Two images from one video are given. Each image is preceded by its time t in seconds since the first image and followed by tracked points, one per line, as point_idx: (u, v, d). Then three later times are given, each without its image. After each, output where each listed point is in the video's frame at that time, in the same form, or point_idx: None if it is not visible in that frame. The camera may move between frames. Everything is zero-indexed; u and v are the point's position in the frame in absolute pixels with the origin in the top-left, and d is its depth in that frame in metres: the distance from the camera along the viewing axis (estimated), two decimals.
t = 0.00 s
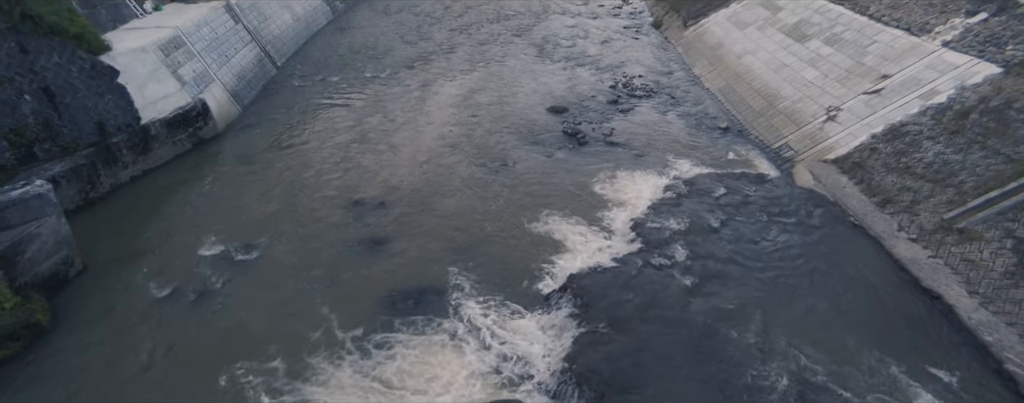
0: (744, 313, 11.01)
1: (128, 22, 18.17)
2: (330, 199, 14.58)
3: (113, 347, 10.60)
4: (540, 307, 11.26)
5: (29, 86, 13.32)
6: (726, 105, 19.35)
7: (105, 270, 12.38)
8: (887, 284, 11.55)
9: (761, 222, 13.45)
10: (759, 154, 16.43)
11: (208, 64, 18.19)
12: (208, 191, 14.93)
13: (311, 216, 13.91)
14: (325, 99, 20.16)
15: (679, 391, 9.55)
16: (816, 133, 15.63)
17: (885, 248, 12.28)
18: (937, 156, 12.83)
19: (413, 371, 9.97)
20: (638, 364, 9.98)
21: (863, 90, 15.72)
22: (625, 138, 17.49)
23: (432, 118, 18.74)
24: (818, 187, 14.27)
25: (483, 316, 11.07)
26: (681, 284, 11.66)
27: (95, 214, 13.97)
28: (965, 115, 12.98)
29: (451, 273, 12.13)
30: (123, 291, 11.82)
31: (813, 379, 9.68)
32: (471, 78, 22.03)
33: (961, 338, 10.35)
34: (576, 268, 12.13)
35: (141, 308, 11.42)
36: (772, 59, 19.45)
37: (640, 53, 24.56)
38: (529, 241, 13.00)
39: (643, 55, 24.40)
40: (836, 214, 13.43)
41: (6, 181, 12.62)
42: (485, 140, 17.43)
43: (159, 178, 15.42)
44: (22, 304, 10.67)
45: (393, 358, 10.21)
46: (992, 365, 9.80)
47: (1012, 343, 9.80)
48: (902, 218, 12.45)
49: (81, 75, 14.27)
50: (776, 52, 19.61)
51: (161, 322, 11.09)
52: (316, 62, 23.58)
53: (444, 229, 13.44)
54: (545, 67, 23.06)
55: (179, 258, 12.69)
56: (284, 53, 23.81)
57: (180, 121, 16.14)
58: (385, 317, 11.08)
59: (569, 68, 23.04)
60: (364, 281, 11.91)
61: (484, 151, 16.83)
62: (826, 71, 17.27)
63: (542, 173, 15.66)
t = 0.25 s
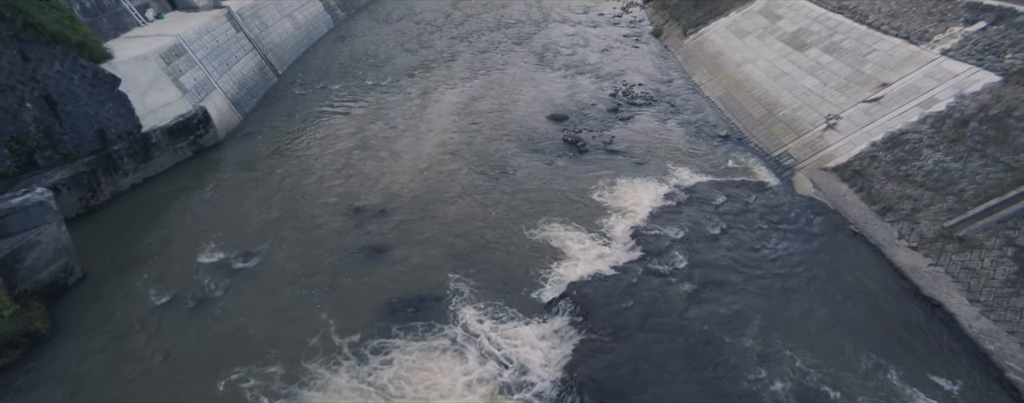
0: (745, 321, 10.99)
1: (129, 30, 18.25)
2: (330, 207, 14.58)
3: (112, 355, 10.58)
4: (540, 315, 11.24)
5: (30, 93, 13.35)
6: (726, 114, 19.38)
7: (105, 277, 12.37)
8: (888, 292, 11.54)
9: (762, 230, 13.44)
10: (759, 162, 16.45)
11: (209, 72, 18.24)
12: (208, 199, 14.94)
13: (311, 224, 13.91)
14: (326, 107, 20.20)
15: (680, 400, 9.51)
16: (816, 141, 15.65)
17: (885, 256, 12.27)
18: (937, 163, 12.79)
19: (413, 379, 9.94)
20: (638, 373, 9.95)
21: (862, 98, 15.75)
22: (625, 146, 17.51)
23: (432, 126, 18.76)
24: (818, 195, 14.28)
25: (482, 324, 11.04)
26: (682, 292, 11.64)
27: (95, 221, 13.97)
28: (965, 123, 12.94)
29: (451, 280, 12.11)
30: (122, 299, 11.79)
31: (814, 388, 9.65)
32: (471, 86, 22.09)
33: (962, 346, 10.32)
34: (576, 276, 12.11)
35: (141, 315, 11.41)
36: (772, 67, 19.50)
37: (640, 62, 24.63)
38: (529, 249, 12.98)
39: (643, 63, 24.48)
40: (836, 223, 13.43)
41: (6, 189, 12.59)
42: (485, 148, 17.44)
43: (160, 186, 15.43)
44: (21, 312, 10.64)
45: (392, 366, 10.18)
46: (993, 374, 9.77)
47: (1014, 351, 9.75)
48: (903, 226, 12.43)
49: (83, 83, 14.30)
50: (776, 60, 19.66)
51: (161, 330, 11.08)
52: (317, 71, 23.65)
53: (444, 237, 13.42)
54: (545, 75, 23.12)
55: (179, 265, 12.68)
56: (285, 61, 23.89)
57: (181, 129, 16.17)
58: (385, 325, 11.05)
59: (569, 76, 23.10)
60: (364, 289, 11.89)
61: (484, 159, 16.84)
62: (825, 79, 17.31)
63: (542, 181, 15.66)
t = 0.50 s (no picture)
0: (746, 331, 10.97)
1: (131, 40, 18.34)
2: (330, 216, 14.57)
3: (111, 365, 10.54)
4: (540, 324, 11.21)
5: (31, 103, 13.39)
6: (726, 124, 19.42)
7: (105, 287, 12.34)
8: (889, 302, 11.52)
9: (762, 240, 13.44)
10: (759, 172, 16.47)
11: (210, 82, 18.30)
12: (209, 208, 14.94)
13: (311, 233, 13.90)
14: (327, 116, 20.25)
15: None
16: (816, 151, 15.67)
17: (886, 266, 12.25)
18: (937, 173, 12.77)
19: (412, 389, 9.89)
20: (639, 383, 9.91)
21: (861, 108, 15.79)
22: (625, 156, 17.54)
23: (433, 136, 18.79)
24: (818, 205, 14.29)
25: (481, 334, 10.99)
26: (682, 302, 11.62)
27: (95, 231, 13.95)
28: (964, 133, 12.92)
29: (451, 290, 12.09)
30: (122, 309, 11.77)
31: (815, 398, 9.61)
32: (472, 95, 22.15)
33: (963, 357, 10.28)
34: (577, 286, 12.09)
35: (140, 325, 11.38)
36: (772, 77, 19.56)
37: (640, 72, 24.72)
38: (529, 258, 12.96)
39: (643, 73, 24.56)
40: (836, 233, 13.42)
41: (7, 198, 12.59)
42: (485, 158, 17.45)
43: (160, 195, 15.43)
44: (20, 321, 10.61)
45: (391, 376, 10.13)
46: (995, 384, 9.72)
47: (1016, 362, 9.70)
48: (903, 236, 12.39)
49: (84, 93, 14.31)
50: (775, 70, 19.73)
51: (160, 339, 11.04)
52: (318, 81, 23.73)
53: (444, 247, 13.41)
54: (546, 85, 23.19)
55: (179, 275, 12.66)
56: (286, 71, 23.99)
57: (182, 139, 16.20)
58: (384, 334, 11.02)
59: (569, 86, 23.18)
60: (363, 298, 11.87)
61: (484, 169, 16.85)
62: (825, 89, 17.35)
63: (542, 191, 15.67)
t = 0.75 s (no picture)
0: (747, 341, 10.94)
1: (133, 51, 18.43)
2: (331, 226, 14.55)
3: (110, 375, 10.49)
4: (541, 335, 11.17)
5: (33, 113, 13.45)
6: (726, 134, 19.46)
7: (104, 297, 12.31)
8: (890, 313, 11.50)
9: (763, 250, 13.43)
10: (759, 182, 16.48)
11: (211, 92, 18.35)
12: (209, 218, 14.93)
13: (311, 243, 13.88)
14: (327, 126, 20.30)
15: None
16: (816, 162, 15.68)
17: (887, 277, 12.24)
18: (937, 183, 12.74)
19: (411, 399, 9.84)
20: (640, 394, 9.86)
21: (861, 119, 15.82)
22: (626, 166, 17.56)
23: (433, 146, 18.82)
24: (819, 215, 14.30)
25: (480, 344, 10.95)
26: (684, 312, 11.59)
27: (95, 240, 13.91)
28: (964, 144, 12.92)
29: (451, 300, 12.06)
30: (121, 318, 11.75)
31: None
32: (472, 105, 22.20)
33: (965, 368, 10.22)
34: (577, 296, 12.06)
35: (139, 335, 11.33)
36: (771, 88, 19.62)
37: (640, 82, 24.79)
38: (529, 269, 12.93)
39: (642, 84, 24.64)
40: (837, 243, 13.41)
41: (7, 208, 12.59)
42: (485, 168, 17.46)
43: (160, 205, 15.43)
44: (19, 331, 10.58)
45: (390, 385, 10.09)
46: (998, 395, 9.67)
47: (1018, 372, 9.64)
48: (904, 246, 12.35)
49: (86, 103, 14.35)
50: (774, 81, 19.80)
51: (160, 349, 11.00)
52: (319, 91, 23.80)
53: (445, 257, 13.39)
54: (546, 96, 23.26)
55: (179, 285, 12.62)
56: (287, 81, 24.07)
57: (183, 149, 16.24)
58: (384, 344, 10.98)
59: (569, 96, 23.24)
60: (364, 308, 11.84)
61: (484, 179, 16.86)
62: (824, 100, 17.39)
63: (542, 201, 15.67)
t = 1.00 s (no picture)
0: (748, 352, 10.90)
1: (135, 61, 18.51)
2: (330, 236, 14.52)
3: (109, 385, 10.43)
4: (541, 345, 11.13)
5: (35, 123, 13.46)
6: (726, 145, 19.49)
7: (104, 307, 12.27)
8: (892, 324, 11.45)
9: (764, 260, 13.41)
10: (759, 192, 16.48)
11: (212, 102, 18.40)
12: (210, 228, 14.91)
13: (311, 253, 13.86)
14: (328, 136, 20.33)
15: None
16: (816, 172, 15.69)
17: (889, 287, 12.20)
18: (937, 194, 12.71)
19: None
20: None
21: (861, 129, 15.84)
22: (626, 176, 17.58)
23: (433, 156, 18.85)
24: (819, 225, 14.28)
25: (479, 355, 10.89)
26: (685, 323, 11.56)
27: (95, 249, 13.87)
28: (964, 154, 12.90)
29: (451, 310, 12.02)
30: (121, 328, 11.71)
31: None
32: (472, 115, 22.25)
33: (967, 378, 10.15)
34: (577, 306, 12.02)
35: (139, 345, 11.28)
36: (771, 98, 19.66)
37: (640, 93, 24.86)
38: (530, 279, 12.90)
39: (642, 94, 24.71)
40: (838, 253, 13.39)
41: (7, 218, 12.53)
42: (485, 177, 17.47)
43: (161, 215, 15.41)
44: (17, 341, 10.51)
45: (389, 395, 10.04)
46: None
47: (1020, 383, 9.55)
48: (905, 257, 12.29)
49: (87, 113, 14.41)
50: (774, 91, 19.85)
51: (159, 360, 10.95)
52: (320, 101, 23.87)
53: (445, 267, 13.36)
54: (546, 106, 23.32)
55: (179, 295, 12.58)
56: (288, 92, 24.14)
57: (184, 159, 16.25)
58: (383, 354, 10.93)
59: (569, 106, 23.29)
60: (364, 319, 11.80)
61: (484, 188, 16.86)
62: (824, 110, 17.42)
63: (542, 211, 15.66)
